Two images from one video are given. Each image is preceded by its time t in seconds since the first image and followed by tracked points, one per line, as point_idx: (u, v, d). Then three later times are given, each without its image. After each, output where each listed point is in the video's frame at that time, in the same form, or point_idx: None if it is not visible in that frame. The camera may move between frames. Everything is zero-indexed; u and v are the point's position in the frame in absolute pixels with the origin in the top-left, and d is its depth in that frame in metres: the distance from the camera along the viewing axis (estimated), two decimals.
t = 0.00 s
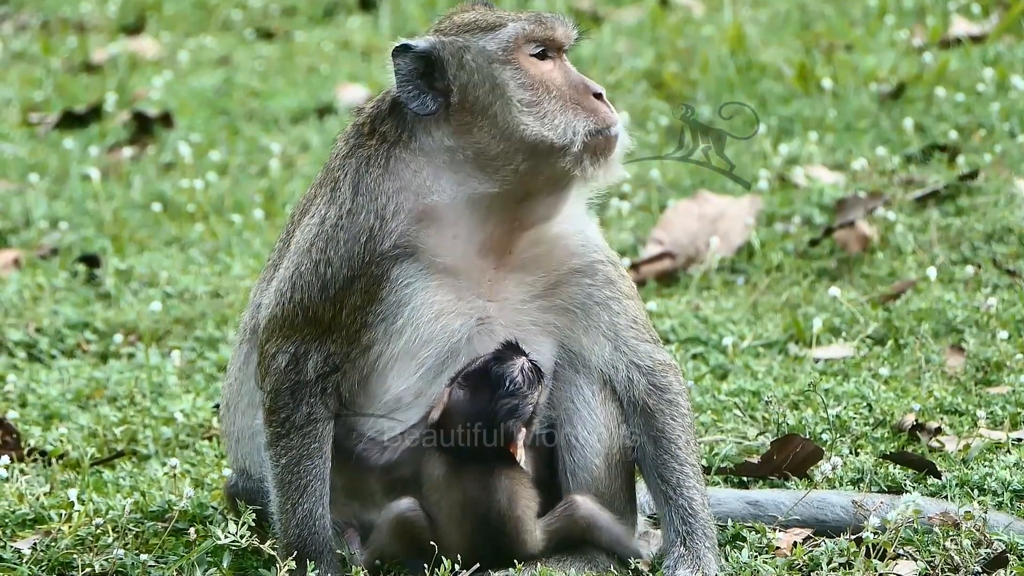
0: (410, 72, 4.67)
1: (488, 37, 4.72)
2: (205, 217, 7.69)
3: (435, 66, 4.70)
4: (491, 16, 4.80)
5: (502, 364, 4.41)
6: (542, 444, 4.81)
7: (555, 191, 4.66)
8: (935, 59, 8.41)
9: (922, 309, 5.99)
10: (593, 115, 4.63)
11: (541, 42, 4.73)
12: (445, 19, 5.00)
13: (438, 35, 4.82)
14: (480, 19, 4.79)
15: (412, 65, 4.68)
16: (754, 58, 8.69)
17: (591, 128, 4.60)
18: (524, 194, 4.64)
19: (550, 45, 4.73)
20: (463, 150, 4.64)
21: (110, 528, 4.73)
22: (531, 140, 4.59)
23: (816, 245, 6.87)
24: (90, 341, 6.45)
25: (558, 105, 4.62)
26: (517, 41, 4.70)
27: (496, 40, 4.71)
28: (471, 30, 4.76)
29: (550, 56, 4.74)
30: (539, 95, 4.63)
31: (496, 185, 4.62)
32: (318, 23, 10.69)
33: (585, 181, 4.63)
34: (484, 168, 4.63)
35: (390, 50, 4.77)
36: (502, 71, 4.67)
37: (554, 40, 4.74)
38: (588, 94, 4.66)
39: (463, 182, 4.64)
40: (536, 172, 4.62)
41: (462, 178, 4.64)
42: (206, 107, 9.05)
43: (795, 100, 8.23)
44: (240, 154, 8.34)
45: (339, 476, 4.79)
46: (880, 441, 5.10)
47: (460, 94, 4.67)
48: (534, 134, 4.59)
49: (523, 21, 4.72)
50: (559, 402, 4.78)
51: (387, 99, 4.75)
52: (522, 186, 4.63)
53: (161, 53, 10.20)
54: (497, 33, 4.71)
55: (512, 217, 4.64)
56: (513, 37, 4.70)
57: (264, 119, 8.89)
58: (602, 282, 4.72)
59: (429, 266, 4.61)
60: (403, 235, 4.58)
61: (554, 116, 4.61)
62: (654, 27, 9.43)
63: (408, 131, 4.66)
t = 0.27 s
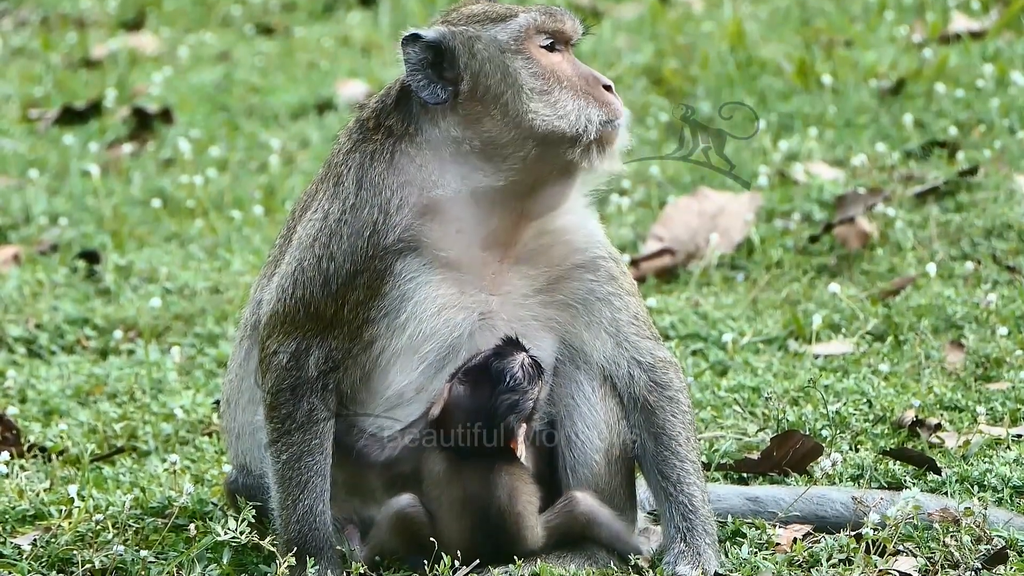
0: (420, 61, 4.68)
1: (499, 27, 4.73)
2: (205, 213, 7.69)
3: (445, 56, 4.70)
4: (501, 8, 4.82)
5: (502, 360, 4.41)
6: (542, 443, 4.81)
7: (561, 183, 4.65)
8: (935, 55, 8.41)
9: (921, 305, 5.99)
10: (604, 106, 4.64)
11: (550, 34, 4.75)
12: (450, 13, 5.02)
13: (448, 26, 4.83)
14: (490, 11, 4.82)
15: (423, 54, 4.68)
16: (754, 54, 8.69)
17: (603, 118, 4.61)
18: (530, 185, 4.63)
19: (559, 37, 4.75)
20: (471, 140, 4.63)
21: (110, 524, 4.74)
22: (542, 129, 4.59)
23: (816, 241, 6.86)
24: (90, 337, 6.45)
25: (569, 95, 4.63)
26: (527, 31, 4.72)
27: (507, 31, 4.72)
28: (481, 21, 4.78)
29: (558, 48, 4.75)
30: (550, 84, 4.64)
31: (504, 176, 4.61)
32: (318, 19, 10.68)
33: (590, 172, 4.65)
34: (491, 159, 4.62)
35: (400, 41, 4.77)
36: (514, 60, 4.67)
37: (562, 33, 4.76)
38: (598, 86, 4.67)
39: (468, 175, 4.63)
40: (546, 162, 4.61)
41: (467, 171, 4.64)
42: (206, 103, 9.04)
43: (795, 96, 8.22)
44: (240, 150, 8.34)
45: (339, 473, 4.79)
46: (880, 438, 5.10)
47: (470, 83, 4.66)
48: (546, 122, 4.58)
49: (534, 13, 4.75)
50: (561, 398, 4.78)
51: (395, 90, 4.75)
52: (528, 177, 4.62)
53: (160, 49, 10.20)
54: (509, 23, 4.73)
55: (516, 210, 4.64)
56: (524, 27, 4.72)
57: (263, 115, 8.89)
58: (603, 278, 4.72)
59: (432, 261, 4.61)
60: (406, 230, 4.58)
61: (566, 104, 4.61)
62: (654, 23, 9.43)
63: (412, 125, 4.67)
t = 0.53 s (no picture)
0: (408, 62, 4.68)
1: (483, 26, 4.72)
2: (205, 210, 7.69)
3: (432, 57, 4.71)
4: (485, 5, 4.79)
5: (503, 358, 4.41)
6: (543, 442, 4.80)
7: (556, 179, 4.66)
8: (936, 52, 8.41)
9: (922, 302, 5.98)
10: (587, 102, 4.61)
11: (536, 30, 4.73)
12: (440, 11, 5.00)
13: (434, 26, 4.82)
14: (474, 9, 4.79)
15: (410, 55, 4.69)
16: (755, 52, 8.69)
17: (585, 114, 4.58)
18: (524, 181, 4.63)
19: (545, 33, 4.73)
20: (462, 139, 4.64)
21: (111, 522, 4.74)
22: (530, 126, 4.58)
23: (817, 238, 6.86)
24: (91, 335, 6.45)
25: (554, 90, 4.61)
26: (511, 29, 4.70)
27: (491, 29, 4.71)
28: (466, 20, 4.76)
29: (545, 43, 4.73)
30: (536, 81, 4.62)
31: (497, 174, 4.62)
32: (318, 16, 10.68)
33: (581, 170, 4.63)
34: (484, 157, 4.63)
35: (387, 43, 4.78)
36: (499, 59, 4.67)
37: (549, 28, 4.73)
38: (584, 79, 4.64)
39: (463, 173, 4.64)
40: (538, 159, 4.61)
41: (462, 169, 4.64)
42: (207, 100, 9.04)
43: (796, 94, 8.22)
44: (241, 148, 8.34)
45: (340, 470, 4.79)
46: (880, 435, 5.10)
47: (457, 84, 4.66)
48: (533, 120, 4.58)
49: (518, 9, 4.72)
50: (560, 396, 4.77)
51: (385, 91, 4.75)
52: (522, 174, 4.62)
53: (161, 46, 10.19)
54: (492, 21, 4.72)
55: (513, 207, 4.64)
56: (508, 25, 4.71)
57: (264, 113, 8.88)
58: (603, 275, 4.72)
59: (430, 259, 4.61)
60: (403, 229, 4.58)
61: (550, 101, 4.59)
62: (655, 21, 9.42)
63: (407, 125, 4.67)
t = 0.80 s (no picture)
0: (404, 61, 4.68)
1: (478, 25, 4.71)
2: (206, 209, 7.69)
3: (428, 56, 4.71)
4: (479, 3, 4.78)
5: (503, 357, 4.41)
6: (543, 441, 4.80)
7: (554, 177, 4.66)
8: (936, 50, 8.40)
9: (923, 301, 5.98)
10: (588, 97, 4.62)
11: (532, 27, 4.71)
12: (436, 9, 4.99)
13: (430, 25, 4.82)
14: (469, 7, 4.78)
15: (407, 54, 4.69)
16: (756, 50, 8.69)
17: (585, 112, 4.59)
18: (522, 179, 4.63)
19: (541, 30, 4.71)
20: (461, 138, 4.64)
21: (111, 521, 4.74)
22: (528, 124, 4.58)
23: (818, 236, 6.86)
24: (92, 333, 6.45)
25: (551, 88, 4.61)
26: (506, 27, 4.69)
27: (486, 27, 4.69)
28: (462, 18, 4.75)
29: (542, 40, 4.72)
30: (533, 78, 4.62)
31: (495, 173, 4.62)
32: (319, 15, 10.68)
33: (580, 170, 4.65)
34: (481, 156, 4.63)
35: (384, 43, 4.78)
36: (495, 57, 4.66)
37: (544, 24, 4.71)
38: (582, 75, 4.65)
39: (461, 171, 4.64)
40: (536, 157, 4.61)
41: (460, 167, 4.65)
42: (208, 99, 9.05)
43: (797, 92, 8.22)
44: (242, 147, 8.34)
45: (340, 469, 4.79)
46: (881, 434, 5.10)
47: (454, 84, 4.67)
48: (531, 118, 4.57)
49: (513, 7, 4.71)
50: (560, 394, 4.77)
51: (383, 90, 4.75)
52: (520, 172, 4.63)
53: (162, 45, 10.20)
54: (488, 19, 4.70)
55: (512, 205, 4.64)
56: (504, 22, 4.69)
57: (264, 111, 8.88)
58: (603, 273, 4.72)
59: (429, 258, 4.61)
60: (402, 227, 4.58)
61: (548, 99, 4.59)
62: (656, 19, 9.42)
63: (405, 123, 4.67)
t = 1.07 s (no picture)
0: (404, 60, 4.68)
1: (477, 22, 4.71)
2: (206, 209, 7.69)
3: (428, 54, 4.71)
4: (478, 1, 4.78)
5: (504, 356, 4.41)
6: (543, 441, 4.80)
7: (553, 176, 4.66)
8: (937, 50, 8.40)
9: (924, 301, 5.98)
10: (586, 91, 4.64)
11: (531, 24, 4.72)
12: (435, 8, 4.99)
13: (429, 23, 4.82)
14: (469, 5, 4.79)
15: (406, 53, 4.69)
16: (756, 50, 8.69)
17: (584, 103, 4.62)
18: (522, 178, 4.64)
19: (540, 27, 4.72)
20: (461, 136, 4.64)
21: (112, 521, 4.74)
22: (528, 122, 4.58)
23: (818, 236, 6.86)
24: (92, 333, 6.45)
25: (551, 85, 4.62)
26: (505, 24, 4.69)
27: (486, 25, 4.70)
28: (461, 16, 4.76)
29: (542, 38, 4.72)
30: (533, 76, 4.62)
31: (495, 172, 4.62)
32: (319, 15, 10.68)
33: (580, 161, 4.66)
34: (481, 155, 4.63)
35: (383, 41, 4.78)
36: (494, 55, 4.66)
37: (544, 22, 4.72)
38: (581, 71, 4.67)
39: (461, 170, 4.64)
40: (536, 156, 4.61)
41: (460, 166, 4.65)
42: (208, 99, 9.05)
43: (797, 92, 8.22)
44: (242, 147, 8.34)
45: (341, 469, 4.79)
46: (882, 434, 5.10)
47: (453, 81, 4.67)
48: (532, 116, 4.58)
49: (512, 4, 4.71)
50: (560, 394, 4.77)
51: (382, 90, 4.75)
52: (520, 170, 4.62)
53: (162, 44, 10.20)
54: (487, 17, 4.71)
55: (512, 204, 4.64)
56: (503, 20, 4.69)
57: (265, 111, 8.88)
58: (603, 272, 4.72)
59: (429, 257, 4.61)
60: (402, 227, 4.58)
61: (549, 96, 4.60)
62: (656, 19, 9.43)
63: (405, 122, 4.67)
